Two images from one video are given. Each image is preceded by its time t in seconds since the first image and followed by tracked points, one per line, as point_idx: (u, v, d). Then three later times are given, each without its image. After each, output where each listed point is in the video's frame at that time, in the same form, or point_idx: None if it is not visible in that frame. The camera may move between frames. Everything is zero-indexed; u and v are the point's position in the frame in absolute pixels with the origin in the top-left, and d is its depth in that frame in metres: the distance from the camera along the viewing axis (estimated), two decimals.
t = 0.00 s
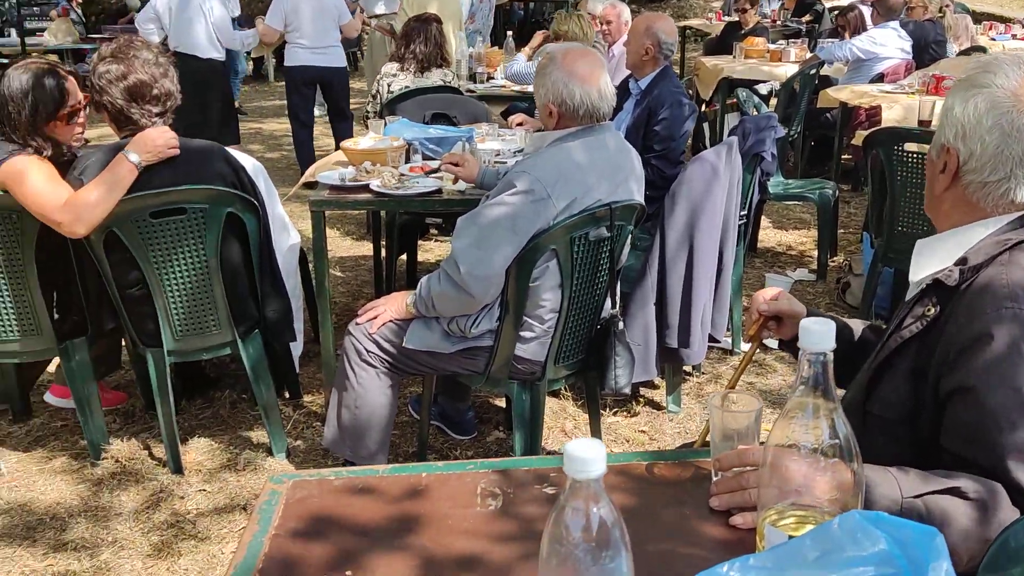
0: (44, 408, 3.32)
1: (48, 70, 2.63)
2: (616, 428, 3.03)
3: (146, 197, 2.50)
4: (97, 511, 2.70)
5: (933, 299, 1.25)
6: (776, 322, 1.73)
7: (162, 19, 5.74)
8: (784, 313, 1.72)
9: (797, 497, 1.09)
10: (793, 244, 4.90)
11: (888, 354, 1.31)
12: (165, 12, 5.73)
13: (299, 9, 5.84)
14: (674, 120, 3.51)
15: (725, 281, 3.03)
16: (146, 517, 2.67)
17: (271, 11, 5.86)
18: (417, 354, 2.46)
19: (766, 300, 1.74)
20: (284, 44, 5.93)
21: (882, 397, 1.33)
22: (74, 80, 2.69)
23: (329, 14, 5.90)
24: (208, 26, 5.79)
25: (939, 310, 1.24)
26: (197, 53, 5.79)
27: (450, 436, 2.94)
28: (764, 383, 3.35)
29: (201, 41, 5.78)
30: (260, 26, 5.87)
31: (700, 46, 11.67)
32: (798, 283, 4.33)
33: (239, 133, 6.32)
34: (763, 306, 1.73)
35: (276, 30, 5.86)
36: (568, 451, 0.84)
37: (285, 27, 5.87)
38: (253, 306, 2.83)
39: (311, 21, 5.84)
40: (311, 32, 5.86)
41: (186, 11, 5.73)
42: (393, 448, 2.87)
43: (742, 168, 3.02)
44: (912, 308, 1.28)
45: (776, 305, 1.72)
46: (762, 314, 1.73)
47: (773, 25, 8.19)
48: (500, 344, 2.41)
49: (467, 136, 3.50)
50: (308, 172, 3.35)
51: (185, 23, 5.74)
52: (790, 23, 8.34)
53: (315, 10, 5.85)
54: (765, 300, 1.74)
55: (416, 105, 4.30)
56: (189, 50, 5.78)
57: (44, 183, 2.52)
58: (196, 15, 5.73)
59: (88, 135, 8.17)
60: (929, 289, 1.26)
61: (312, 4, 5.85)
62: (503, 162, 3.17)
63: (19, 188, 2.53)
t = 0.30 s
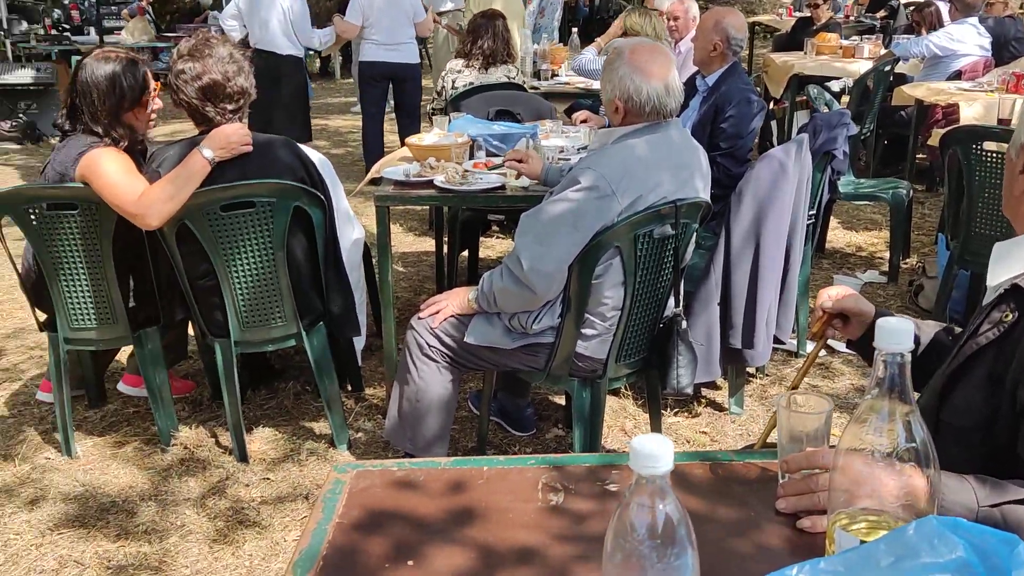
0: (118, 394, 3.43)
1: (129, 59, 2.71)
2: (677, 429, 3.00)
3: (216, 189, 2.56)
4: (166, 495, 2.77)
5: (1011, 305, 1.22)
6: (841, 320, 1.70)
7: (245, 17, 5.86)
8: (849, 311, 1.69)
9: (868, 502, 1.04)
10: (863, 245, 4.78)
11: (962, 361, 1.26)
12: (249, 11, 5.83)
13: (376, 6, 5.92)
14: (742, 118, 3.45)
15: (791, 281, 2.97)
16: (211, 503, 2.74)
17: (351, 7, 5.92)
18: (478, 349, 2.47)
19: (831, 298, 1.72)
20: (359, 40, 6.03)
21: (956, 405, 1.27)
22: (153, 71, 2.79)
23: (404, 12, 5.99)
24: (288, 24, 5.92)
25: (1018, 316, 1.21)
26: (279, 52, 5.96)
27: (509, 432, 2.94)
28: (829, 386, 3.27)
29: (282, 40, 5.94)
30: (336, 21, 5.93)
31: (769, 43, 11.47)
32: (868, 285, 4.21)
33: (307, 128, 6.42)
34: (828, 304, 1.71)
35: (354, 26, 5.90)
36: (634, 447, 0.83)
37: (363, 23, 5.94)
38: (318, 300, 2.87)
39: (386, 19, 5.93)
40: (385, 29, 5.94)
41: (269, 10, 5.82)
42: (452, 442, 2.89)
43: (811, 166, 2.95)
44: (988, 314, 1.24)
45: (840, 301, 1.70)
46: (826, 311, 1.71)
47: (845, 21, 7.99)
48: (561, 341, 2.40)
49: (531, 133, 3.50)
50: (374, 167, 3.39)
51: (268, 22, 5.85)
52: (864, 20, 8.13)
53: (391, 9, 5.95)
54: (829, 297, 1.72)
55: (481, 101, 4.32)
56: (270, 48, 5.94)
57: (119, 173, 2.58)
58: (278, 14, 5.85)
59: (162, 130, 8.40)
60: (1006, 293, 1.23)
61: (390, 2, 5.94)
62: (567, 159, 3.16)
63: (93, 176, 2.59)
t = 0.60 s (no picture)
0: (179, 390, 3.52)
1: (197, 63, 2.79)
2: (731, 437, 2.97)
3: (278, 192, 2.61)
4: (224, 491, 2.84)
5: None
6: (901, 330, 1.67)
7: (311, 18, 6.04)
8: (911, 321, 1.66)
9: (937, 521, 1.02)
10: (926, 253, 4.68)
11: None
12: (316, 12, 6.03)
13: (443, 9, 5.98)
14: (801, 122, 3.41)
15: (851, 290, 2.92)
16: (268, 499, 2.79)
17: (417, 10, 6.03)
18: (531, 353, 2.48)
19: (889, 306, 1.68)
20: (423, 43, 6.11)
21: None
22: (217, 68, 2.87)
23: (471, 15, 6.04)
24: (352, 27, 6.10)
25: None
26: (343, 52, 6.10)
27: (560, 436, 2.94)
28: (889, 397, 3.21)
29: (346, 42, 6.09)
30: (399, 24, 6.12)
31: (828, 45, 11.27)
32: (931, 294, 4.12)
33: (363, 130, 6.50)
34: (887, 312, 1.67)
35: (419, 28, 6.01)
36: (700, 462, 0.83)
37: (428, 26, 6.03)
38: (374, 301, 2.91)
39: (452, 21, 5.98)
40: (451, 31, 5.99)
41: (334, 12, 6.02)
42: (505, 445, 2.91)
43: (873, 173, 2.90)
44: None
45: (900, 311, 1.66)
46: (886, 320, 1.67)
47: (909, 23, 7.82)
48: (615, 346, 2.40)
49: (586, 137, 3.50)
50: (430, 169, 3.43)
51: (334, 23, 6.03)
52: (928, 21, 7.94)
53: (458, 12, 6.00)
54: (889, 306, 1.68)
55: (533, 106, 4.33)
56: (335, 49, 6.09)
57: (181, 171, 2.65)
58: (343, 16, 6.04)
59: (222, 131, 8.59)
60: None
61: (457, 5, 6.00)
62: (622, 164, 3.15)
63: (156, 175, 2.66)
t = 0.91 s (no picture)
0: (222, 386, 3.57)
1: (226, 60, 2.84)
2: (774, 445, 2.93)
3: (324, 191, 2.64)
4: (266, 486, 2.87)
5: None
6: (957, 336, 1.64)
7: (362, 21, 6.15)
8: (969, 328, 1.63)
9: (1001, 530, 0.99)
10: (974, 262, 4.58)
11: None
12: (365, 15, 6.13)
13: (497, 14, 6.06)
14: (849, 127, 3.36)
15: (899, 297, 2.87)
16: (309, 496, 2.82)
17: (471, 16, 6.11)
18: (573, 355, 2.47)
19: (945, 313, 1.64)
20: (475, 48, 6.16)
21: None
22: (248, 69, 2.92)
23: (524, 22, 6.07)
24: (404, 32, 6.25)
25: None
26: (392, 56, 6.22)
27: (600, 440, 2.93)
28: (937, 408, 3.14)
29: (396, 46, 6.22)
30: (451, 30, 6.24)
31: (873, 51, 11.12)
32: (980, 304, 4.04)
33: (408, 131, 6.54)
34: (944, 319, 1.64)
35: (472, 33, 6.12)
36: (766, 461, 0.89)
37: (481, 31, 6.11)
38: (416, 301, 2.92)
39: (506, 29, 6.03)
40: (504, 38, 6.03)
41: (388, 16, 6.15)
42: (544, 447, 2.90)
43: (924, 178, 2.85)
44: None
45: (956, 318, 1.63)
46: (942, 327, 1.63)
47: (956, 30, 7.70)
48: (659, 350, 2.38)
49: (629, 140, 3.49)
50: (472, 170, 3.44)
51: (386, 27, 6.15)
52: (977, 28, 7.80)
53: (511, 19, 6.05)
54: (945, 313, 1.64)
55: (575, 108, 4.33)
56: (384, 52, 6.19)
57: (203, 148, 2.70)
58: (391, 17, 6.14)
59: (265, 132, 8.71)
60: None
61: (510, 12, 6.04)
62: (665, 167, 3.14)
63: (179, 153, 2.72)
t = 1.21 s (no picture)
0: (245, 384, 3.59)
1: (245, 59, 2.85)
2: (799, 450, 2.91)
3: (350, 190, 2.65)
4: (288, 484, 2.88)
5: None
6: (990, 342, 1.62)
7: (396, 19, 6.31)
8: (1002, 334, 1.61)
9: None
10: (1003, 270, 4.52)
11: None
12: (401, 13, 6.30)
13: (529, 14, 6.13)
14: (878, 131, 3.33)
15: (926, 303, 2.84)
16: (331, 494, 2.83)
17: (505, 13, 6.20)
18: (597, 358, 2.46)
19: (978, 319, 1.63)
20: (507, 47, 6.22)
21: None
22: (265, 66, 2.92)
23: (558, 25, 6.15)
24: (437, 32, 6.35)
25: None
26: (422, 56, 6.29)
27: (622, 443, 2.92)
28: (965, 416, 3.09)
29: (428, 45, 6.30)
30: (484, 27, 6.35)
31: (901, 55, 11.02)
32: (1009, 312, 3.98)
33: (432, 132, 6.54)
34: (975, 325, 1.64)
35: (504, 29, 6.21)
36: (797, 467, 0.88)
37: (513, 28, 6.19)
38: (440, 302, 2.92)
39: (537, 28, 6.09)
40: (534, 36, 6.10)
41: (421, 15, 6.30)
42: (567, 449, 2.89)
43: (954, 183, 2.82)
44: None
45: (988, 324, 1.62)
46: (974, 333, 1.62)
47: (986, 35, 7.61)
48: (683, 353, 2.37)
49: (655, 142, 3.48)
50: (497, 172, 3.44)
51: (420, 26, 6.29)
52: (1008, 33, 7.70)
53: (543, 19, 6.12)
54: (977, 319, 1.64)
55: (602, 110, 4.30)
56: (415, 50, 6.28)
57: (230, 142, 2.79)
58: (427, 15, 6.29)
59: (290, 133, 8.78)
60: None
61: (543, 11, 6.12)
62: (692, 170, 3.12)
63: (207, 154, 2.78)
